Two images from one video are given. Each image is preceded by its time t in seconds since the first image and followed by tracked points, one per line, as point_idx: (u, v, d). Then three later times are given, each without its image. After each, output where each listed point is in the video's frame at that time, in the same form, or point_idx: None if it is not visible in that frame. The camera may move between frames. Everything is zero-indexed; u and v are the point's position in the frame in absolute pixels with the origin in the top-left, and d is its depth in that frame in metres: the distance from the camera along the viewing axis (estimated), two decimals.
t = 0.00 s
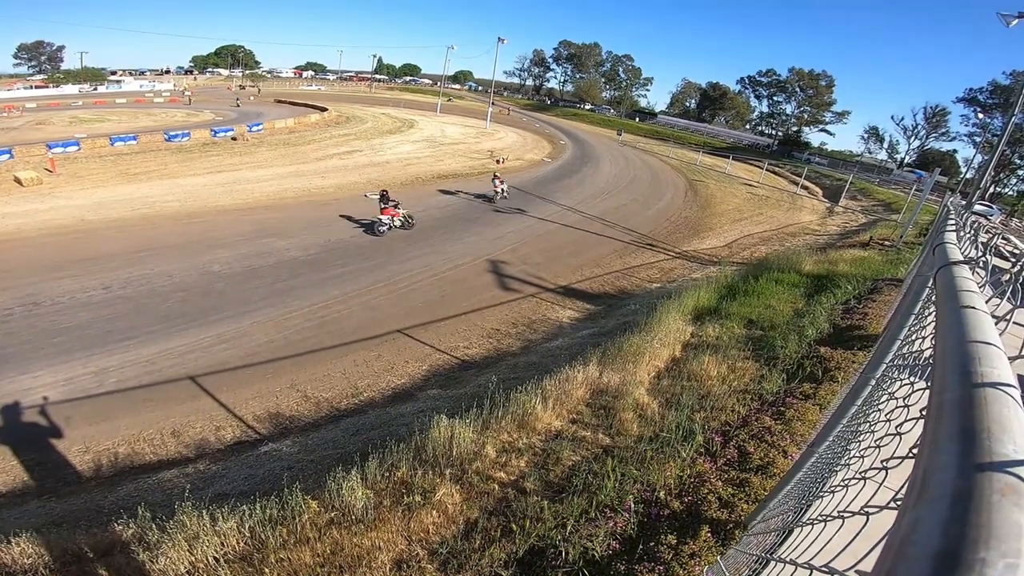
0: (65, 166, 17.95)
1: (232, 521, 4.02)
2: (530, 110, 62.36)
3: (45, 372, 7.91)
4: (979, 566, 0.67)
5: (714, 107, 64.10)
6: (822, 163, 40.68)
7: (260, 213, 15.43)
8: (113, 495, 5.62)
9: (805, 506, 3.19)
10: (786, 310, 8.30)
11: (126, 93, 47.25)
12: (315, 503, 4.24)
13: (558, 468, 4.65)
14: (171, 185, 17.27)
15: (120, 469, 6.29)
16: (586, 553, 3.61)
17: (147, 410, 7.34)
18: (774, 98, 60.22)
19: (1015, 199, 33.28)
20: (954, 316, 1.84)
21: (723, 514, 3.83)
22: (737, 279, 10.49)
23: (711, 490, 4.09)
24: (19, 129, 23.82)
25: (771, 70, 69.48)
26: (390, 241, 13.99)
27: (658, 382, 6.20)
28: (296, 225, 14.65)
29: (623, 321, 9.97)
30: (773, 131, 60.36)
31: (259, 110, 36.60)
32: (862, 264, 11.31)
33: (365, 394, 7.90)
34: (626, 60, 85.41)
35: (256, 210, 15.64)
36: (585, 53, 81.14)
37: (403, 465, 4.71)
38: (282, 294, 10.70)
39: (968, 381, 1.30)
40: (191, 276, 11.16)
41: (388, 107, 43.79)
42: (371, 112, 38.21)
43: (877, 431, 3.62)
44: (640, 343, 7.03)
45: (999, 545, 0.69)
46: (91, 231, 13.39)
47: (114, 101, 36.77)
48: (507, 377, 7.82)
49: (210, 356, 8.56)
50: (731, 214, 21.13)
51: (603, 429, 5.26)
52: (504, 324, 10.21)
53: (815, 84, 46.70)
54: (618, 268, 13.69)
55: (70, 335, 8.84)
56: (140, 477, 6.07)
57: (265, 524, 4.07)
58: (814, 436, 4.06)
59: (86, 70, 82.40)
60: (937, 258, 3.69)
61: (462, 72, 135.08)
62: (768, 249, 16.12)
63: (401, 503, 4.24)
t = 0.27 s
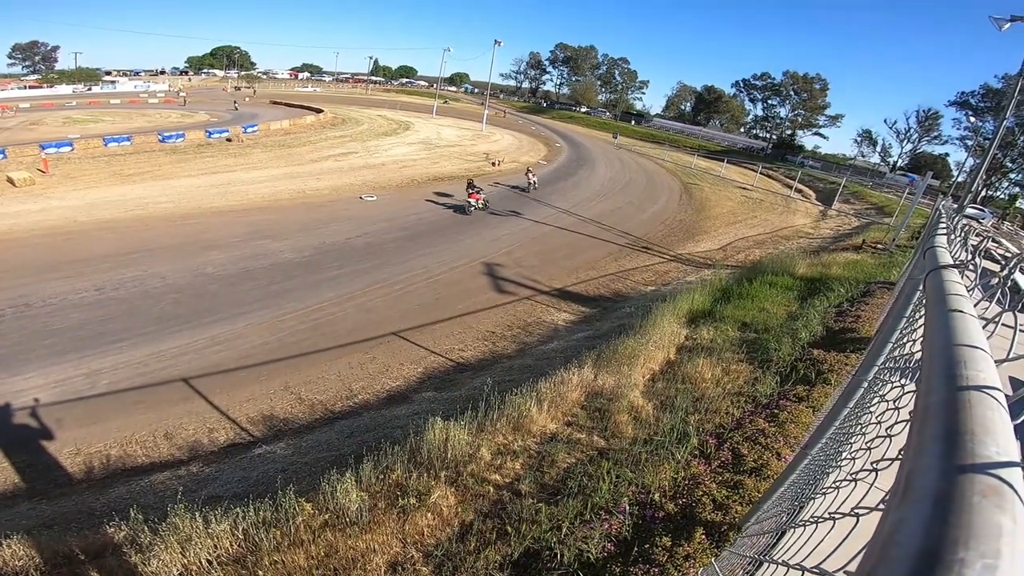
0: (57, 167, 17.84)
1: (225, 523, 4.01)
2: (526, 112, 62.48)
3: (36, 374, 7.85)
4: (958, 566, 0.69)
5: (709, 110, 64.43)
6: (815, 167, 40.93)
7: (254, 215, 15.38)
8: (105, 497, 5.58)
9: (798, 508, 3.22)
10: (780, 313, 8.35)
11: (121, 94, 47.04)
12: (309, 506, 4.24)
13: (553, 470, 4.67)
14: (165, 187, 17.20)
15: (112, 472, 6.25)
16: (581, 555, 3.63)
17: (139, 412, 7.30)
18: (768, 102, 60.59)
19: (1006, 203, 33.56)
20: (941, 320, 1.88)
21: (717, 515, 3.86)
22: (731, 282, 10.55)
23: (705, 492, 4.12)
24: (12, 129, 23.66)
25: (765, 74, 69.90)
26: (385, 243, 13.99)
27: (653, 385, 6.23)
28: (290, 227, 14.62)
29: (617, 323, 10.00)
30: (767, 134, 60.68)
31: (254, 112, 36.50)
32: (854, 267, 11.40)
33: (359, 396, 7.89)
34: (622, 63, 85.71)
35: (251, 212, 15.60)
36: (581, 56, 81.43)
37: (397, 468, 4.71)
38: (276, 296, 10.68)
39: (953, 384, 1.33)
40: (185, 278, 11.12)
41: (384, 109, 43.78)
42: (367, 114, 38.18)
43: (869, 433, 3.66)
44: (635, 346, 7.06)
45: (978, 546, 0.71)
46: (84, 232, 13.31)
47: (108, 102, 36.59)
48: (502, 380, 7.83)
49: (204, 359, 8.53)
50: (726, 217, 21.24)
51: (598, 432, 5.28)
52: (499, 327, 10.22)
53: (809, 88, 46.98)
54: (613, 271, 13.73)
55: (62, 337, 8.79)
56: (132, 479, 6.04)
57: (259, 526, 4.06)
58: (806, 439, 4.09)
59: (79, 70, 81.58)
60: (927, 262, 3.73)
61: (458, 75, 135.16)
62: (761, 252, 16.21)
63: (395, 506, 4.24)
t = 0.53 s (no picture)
0: (44, 167, 17.63)
1: (213, 528, 3.98)
2: (519, 117, 62.72)
3: (20, 377, 7.74)
4: (942, 568, 0.71)
5: (700, 116, 64.97)
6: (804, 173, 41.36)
7: (244, 218, 15.29)
8: (90, 502, 5.51)
9: (788, 511, 3.24)
10: (769, 318, 8.44)
11: (110, 94, 46.65)
12: (299, 510, 4.21)
13: (544, 474, 4.67)
14: (155, 188, 17.05)
15: (97, 476, 6.17)
16: (573, 559, 3.63)
17: (125, 416, 7.22)
18: (758, 109, 61.22)
19: (992, 209, 34.07)
20: (926, 326, 1.91)
21: (708, 519, 3.88)
22: (721, 287, 10.63)
23: (696, 496, 4.14)
24: None
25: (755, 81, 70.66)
26: (377, 247, 13.96)
27: (644, 389, 6.26)
28: (281, 230, 14.55)
29: (609, 328, 10.05)
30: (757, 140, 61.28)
31: (245, 113, 36.31)
32: (843, 273, 11.53)
33: (350, 400, 7.86)
34: (614, 68, 86.23)
35: (241, 215, 15.51)
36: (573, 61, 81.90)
37: (388, 472, 4.69)
38: (266, 300, 10.61)
39: (938, 389, 1.36)
40: (174, 281, 11.03)
41: (376, 113, 43.77)
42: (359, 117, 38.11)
43: (857, 437, 3.70)
44: (626, 350, 7.10)
45: (960, 548, 0.73)
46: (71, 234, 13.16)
47: (97, 103, 36.23)
48: (494, 384, 7.83)
49: (192, 362, 8.45)
50: (716, 223, 21.41)
51: (589, 436, 5.30)
52: (491, 332, 10.22)
53: (798, 94, 47.51)
54: (605, 276, 13.79)
55: (47, 340, 8.68)
56: (118, 484, 5.96)
57: (247, 531, 4.03)
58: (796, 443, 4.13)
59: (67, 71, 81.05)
60: (914, 268, 3.79)
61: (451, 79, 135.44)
62: (751, 258, 16.35)
63: (386, 511, 4.22)
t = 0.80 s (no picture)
0: (33, 168, 17.46)
1: (202, 531, 3.96)
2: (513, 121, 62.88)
3: (6, 379, 7.65)
4: (920, 569, 0.74)
5: (693, 121, 65.42)
6: (795, 178, 41.73)
7: (236, 220, 15.21)
8: (76, 504, 5.45)
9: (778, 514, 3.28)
10: (760, 323, 8.51)
11: (101, 95, 46.30)
12: (289, 514, 4.20)
13: (537, 478, 4.68)
14: (145, 190, 16.93)
15: (83, 479, 6.11)
16: (565, 563, 3.64)
17: (113, 419, 7.15)
18: (750, 114, 61.76)
19: (979, 214, 34.50)
20: (910, 330, 1.95)
21: (700, 522, 3.91)
22: (712, 292, 10.70)
23: (688, 500, 4.17)
24: None
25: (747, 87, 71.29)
26: (369, 250, 13.95)
27: (636, 394, 6.29)
28: (273, 232, 14.49)
29: (601, 333, 10.08)
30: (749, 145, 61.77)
31: (238, 115, 36.16)
32: (832, 278, 11.64)
33: (341, 404, 7.83)
34: (607, 73, 86.68)
35: (233, 217, 15.43)
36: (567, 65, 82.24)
37: (380, 476, 4.69)
38: (257, 303, 10.56)
39: (920, 393, 1.39)
40: (164, 283, 10.96)
41: (370, 115, 43.72)
42: (353, 120, 38.05)
43: (845, 441, 3.74)
44: (618, 355, 7.13)
45: (938, 550, 0.76)
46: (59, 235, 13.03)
47: (87, 103, 35.91)
48: (486, 388, 7.83)
49: (182, 365, 8.39)
50: (708, 228, 21.55)
51: (581, 440, 5.32)
52: (483, 336, 10.23)
53: (790, 99, 47.94)
54: (597, 280, 13.85)
55: (34, 342, 8.58)
56: (105, 487, 5.90)
57: (237, 534, 4.01)
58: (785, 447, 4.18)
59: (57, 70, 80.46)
60: (900, 273, 3.84)
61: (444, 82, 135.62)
62: (743, 263, 16.47)
63: (378, 514, 4.22)
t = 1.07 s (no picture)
0: (20, 169, 17.28)
1: (188, 538, 3.95)
2: (506, 128, 63.15)
3: None
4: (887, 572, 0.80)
5: (684, 129, 66.02)
6: (784, 187, 42.15)
7: (226, 225, 15.14)
8: (59, 510, 5.39)
9: (767, 520, 3.31)
10: (749, 331, 8.60)
11: (91, 97, 45.95)
12: (278, 520, 4.18)
13: (528, 485, 4.70)
14: (134, 194, 16.81)
15: (67, 484, 6.03)
16: (556, 569, 3.66)
17: (98, 424, 7.08)
18: (740, 123, 62.46)
19: (964, 223, 35.01)
20: (893, 339, 2.02)
21: (690, 529, 3.95)
22: (703, 300, 10.80)
23: (678, 506, 4.21)
24: None
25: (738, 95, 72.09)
26: (360, 257, 13.94)
27: (627, 401, 6.34)
28: (263, 238, 14.44)
29: (592, 340, 10.14)
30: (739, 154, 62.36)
31: (229, 119, 36.01)
32: (820, 286, 11.79)
33: (331, 410, 7.80)
34: (599, 81, 87.32)
35: (223, 222, 15.36)
36: (560, 73, 82.75)
37: (370, 482, 4.68)
38: (247, 308, 10.52)
39: (898, 401, 1.45)
40: (152, 288, 10.88)
41: (363, 121, 43.75)
42: (345, 125, 38.00)
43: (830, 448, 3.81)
44: (609, 362, 7.17)
45: (905, 554, 0.82)
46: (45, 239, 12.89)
47: (76, 106, 35.55)
48: (477, 395, 7.85)
49: (169, 371, 8.33)
50: (699, 236, 21.73)
51: (572, 447, 5.34)
52: (474, 343, 10.25)
53: (780, 108, 48.49)
54: (588, 288, 13.93)
55: (18, 346, 8.48)
56: (89, 492, 5.84)
57: (224, 540, 3.99)
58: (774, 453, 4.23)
59: (46, 72, 80.01)
60: (885, 282, 3.93)
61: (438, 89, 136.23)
62: (732, 271, 16.62)
63: (367, 521, 4.21)
